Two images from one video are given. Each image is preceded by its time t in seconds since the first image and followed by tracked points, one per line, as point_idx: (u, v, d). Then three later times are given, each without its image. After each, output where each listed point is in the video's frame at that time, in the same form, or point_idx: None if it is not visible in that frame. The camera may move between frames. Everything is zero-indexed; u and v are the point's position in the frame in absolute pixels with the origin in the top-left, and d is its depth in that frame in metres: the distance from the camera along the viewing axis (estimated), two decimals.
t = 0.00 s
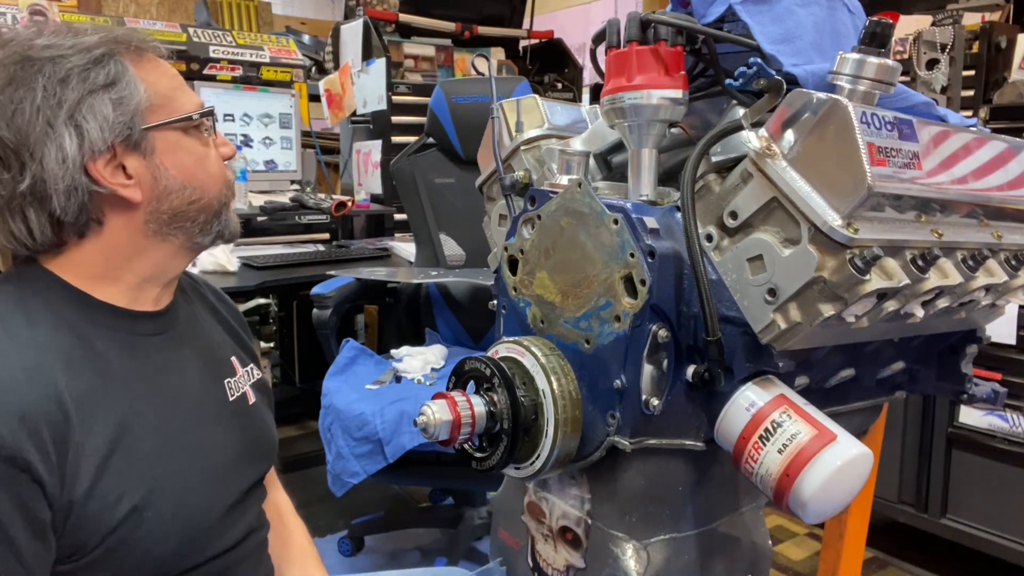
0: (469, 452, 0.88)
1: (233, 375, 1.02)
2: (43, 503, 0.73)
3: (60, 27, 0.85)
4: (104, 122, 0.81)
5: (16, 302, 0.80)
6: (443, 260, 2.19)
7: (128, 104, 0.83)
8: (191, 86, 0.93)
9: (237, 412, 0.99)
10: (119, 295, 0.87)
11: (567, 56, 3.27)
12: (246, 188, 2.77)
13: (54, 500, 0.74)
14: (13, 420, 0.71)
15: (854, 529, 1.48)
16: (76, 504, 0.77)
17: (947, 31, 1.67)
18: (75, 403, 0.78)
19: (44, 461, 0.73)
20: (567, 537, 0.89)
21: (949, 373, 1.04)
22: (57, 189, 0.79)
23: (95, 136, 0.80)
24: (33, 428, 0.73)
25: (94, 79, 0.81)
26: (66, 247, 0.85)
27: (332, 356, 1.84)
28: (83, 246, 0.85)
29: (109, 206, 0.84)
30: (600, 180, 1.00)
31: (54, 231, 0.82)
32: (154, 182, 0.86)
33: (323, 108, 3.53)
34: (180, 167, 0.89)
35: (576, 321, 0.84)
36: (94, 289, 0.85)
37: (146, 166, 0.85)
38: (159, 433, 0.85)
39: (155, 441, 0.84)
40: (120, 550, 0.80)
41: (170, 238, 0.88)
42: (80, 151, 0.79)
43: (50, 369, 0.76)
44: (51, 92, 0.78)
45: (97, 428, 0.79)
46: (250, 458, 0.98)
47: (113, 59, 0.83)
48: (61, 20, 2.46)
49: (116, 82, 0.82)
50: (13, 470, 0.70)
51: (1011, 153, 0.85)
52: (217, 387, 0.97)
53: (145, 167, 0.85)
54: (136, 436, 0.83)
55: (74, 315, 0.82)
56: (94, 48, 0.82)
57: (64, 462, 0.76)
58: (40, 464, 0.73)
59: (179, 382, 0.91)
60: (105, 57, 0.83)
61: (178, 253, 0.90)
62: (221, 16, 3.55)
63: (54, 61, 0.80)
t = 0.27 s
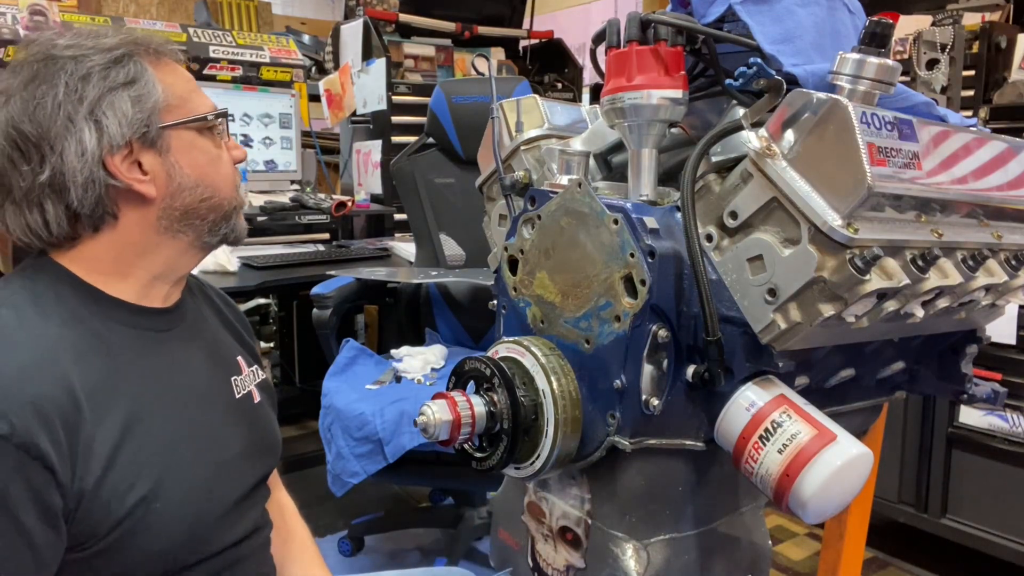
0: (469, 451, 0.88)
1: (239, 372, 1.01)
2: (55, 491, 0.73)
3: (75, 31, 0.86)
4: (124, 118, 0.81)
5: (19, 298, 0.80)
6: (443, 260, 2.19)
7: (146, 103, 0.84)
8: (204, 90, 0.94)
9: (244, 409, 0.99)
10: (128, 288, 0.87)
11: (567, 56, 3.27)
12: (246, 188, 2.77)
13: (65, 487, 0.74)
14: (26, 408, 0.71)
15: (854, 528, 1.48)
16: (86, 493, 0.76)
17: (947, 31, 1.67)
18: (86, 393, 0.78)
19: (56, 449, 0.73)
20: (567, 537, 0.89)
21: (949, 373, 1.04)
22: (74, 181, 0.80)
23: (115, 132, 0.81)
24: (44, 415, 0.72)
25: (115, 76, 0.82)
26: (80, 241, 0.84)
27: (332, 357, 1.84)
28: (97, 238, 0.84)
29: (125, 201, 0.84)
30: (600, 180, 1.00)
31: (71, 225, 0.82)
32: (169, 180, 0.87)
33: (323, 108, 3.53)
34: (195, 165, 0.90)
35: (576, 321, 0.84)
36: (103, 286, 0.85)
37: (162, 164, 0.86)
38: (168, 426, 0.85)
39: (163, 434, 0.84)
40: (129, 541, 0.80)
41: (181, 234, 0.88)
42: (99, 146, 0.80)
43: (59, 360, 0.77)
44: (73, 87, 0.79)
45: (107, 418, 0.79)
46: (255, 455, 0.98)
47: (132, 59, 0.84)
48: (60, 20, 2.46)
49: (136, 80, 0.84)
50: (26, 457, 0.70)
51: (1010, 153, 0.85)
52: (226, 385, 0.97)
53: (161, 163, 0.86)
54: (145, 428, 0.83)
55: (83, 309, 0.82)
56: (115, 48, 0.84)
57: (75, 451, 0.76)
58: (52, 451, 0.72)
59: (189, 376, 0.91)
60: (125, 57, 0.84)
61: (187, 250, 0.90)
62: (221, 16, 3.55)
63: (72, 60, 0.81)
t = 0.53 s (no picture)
0: (469, 452, 0.88)
1: (243, 370, 1.01)
2: (61, 482, 0.73)
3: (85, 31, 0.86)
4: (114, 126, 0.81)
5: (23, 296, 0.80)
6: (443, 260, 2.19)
7: (141, 109, 0.83)
8: (212, 94, 0.93)
9: (247, 407, 0.99)
10: (130, 287, 0.87)
11: (567, 56, 3.26)
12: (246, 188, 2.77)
13: (71, 479, 0.74)
14: (34, 401, 0.72)
15: (854, 527, 1.48)
16: (92, 484, 0.76)
17: (947, 31, 1.67)
18: (91, 386, 0.78)
19: (62, 441, 0.73)
20: (567, 537, 0.89)
21: (949, 373, 1.04)
22: (66, 186, 0.80)
23: (104, 139, 0.80)
24: (50, 406, 0.73)
25: (110, 82, 0.81)
26: (81, 241, 0.84)
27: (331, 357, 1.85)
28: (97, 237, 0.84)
29: (121, 205, 0.84)
30: (600, 180, 1.00)
31: (66, 227, 0.83)
32: (166, 184, 0.86)
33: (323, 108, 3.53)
34: (192, 170, 0.88)
35: (576, 321, 0.84)
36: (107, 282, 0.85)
37: (158, 168, 0.85)
38: (173, 421, 0.85)
39: (168, 428, 0.84)
40: (134, 533, 0.80)
41: (180, 238, 0.88)
42: (90, 152, 0.80)
43: (65, 353, 0.77)
44: (67, 93, 0.80)
45: (113, 412, 0.79)
46: (257, 452, 0.98)
47: (132, 64, 0.84)
48: (60, 20, 2.45)
49: (132, 86, 0.83)
50: (33, 447, 0.70)
51: (1011, 153, 0.85)
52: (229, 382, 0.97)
53: (157, 167, 0.85)
54: (150, 422, 0.83)
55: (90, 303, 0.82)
56: (115, 52, 0.83)
57: (81, 444, 0.76)
58: (58, 442, 0.73)
59: (193, 373, 0.91)
60: (123, 62, 0.83)
61: (189, 253, 0.90)
62: (221, 16, 3.55)
63: (75, 62, 0.81)
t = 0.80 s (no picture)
0: (469, 452, 0.88)
1: (242, 364, 1.02)
2: (61, 489, 0.72)
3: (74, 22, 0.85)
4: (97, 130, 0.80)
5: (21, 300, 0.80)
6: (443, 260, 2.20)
7: (128, 109, 0.82)
8: (205, 85, 0.92)
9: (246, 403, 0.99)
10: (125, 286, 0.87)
11: (567, 56, 3.26)
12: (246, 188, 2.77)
13: (73, 487, 0.74)
14: (27, 404, 0.71)
15: (854, 527, 1.48)
16: (95, 488, 0.76)
17: (946, 31, 1.67)
18: (90, 391, 0.78)
19: (61, 447, 0.73)
20: (567, 537, 0.89)
21: (949, 373, 1.04)
22: (52, 191, 0.80)
23: (88, 143, 0.79)
24: (46, 413, 0.72)
25: (94, 82, 0.80)
26: (71, 243, 0.85)
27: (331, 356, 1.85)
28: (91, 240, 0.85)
29: (110, 208, 0.84)
30: (600, 180, 1.00)
31: (55, 231, 0.83)
32: (156, 186, 0.86)
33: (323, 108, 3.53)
34: (179, 169, 0.88)
35: (576, 321, 0.84)
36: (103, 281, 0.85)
37: (148, 169, 0.85)
38: (173, 423, 0.85)
39: (169, 429, 0.84)
40: (139, 536, 0.80)
41: (171, 238, 0.88)
42: (75, 157, 0.79)
43: (61, 358, 0.76)
44: (49, 95, 0.78)
45: (114, 415, 0.79)
46: (258, 447, 0.98)
47: (117, 60, 0.82)
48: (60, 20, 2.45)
49: (117, 86, 0.81)
50: (30, 455, 0.70)
51: (1011, 153, 0.85)
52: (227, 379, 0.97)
53: (145, 168, 0.85)
54: (151, 424, 0.82)
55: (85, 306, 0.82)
56: (98, 49, 0.81)
57: (81, 449, 0.75)
58: (57, 450, 0.72)
59: (191, 373, 0.91)
60: (108, 58, 0.81)
61: (183, 250, 0.90)
62: (221, 16, 3.55)
63: (59, 59, 0.79)
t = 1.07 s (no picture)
0: (469, 452, 0.88)
1: (229, 354, 1.01)
2: (65, 507, 0.72)
3: (42, 16, 0.82)
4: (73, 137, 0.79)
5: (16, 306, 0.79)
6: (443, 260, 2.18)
7: (103, 115, 0.81)
8: (181, 80, 0.91)
9: (238, 393, 0.99)
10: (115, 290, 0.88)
11: (567, 56, 3.27)
12: (246, 188, 2.77)
13: (76, 503, 0.74)
14: (25, 425, 0.70)
15: (854, 528, 1.48)
16: (100, 501, 0.77)
17: (947, 31, 1.67)
18: (85, 405, 0.77)
19: (61, 466, 0.73)
20: (567, 537, 0.89)
21: (949, 373, 1.04)
22: (29, 203, 0.79)
23: (64, 153, 0.79)
24: (45, 433, 0.72)
25: (65, 87, 0.78)
26: (52, 252, 0.85)
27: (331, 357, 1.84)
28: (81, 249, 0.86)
29: (92, 216, 0.85)
30: (600, 180, 1.00)
31: (36, 240, 0.83)
32: (136, 193, 0.86)
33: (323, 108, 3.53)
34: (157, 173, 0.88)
35: (576, 321, 0.84)
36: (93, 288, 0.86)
37: (127, 176, 0.86)
38: (168, 430, 0.85)
39: (167, 436, 0.85)
40: (143, 543, 0.81)
41: (157, 243, 0.89)
42: (53, 168, 0.79)
43: (58, 372, 0.76)
44: (19, 104, 0.76)
45: (111, 426, 0.79)
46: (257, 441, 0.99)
47: (89, 62, 0.80)
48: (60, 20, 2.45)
49: (90, 90, 0.80)
50: (31, 477, 0.69)
51: (1011, 153, 0.85)
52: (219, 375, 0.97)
53: (123, 174, 0.85)
54: (148, 431, 0.83)
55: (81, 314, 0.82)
56: (67, 52, 0.79)
57: (81, 464, 0.76)
58: (59, 470, 0.72)
59: (181, 376, 0.90)
60: (79, 61, 0.79)
61: (169, 251, 0.91)
62: (221, 16, 3.55)
63: (30, 64, 0.77)
